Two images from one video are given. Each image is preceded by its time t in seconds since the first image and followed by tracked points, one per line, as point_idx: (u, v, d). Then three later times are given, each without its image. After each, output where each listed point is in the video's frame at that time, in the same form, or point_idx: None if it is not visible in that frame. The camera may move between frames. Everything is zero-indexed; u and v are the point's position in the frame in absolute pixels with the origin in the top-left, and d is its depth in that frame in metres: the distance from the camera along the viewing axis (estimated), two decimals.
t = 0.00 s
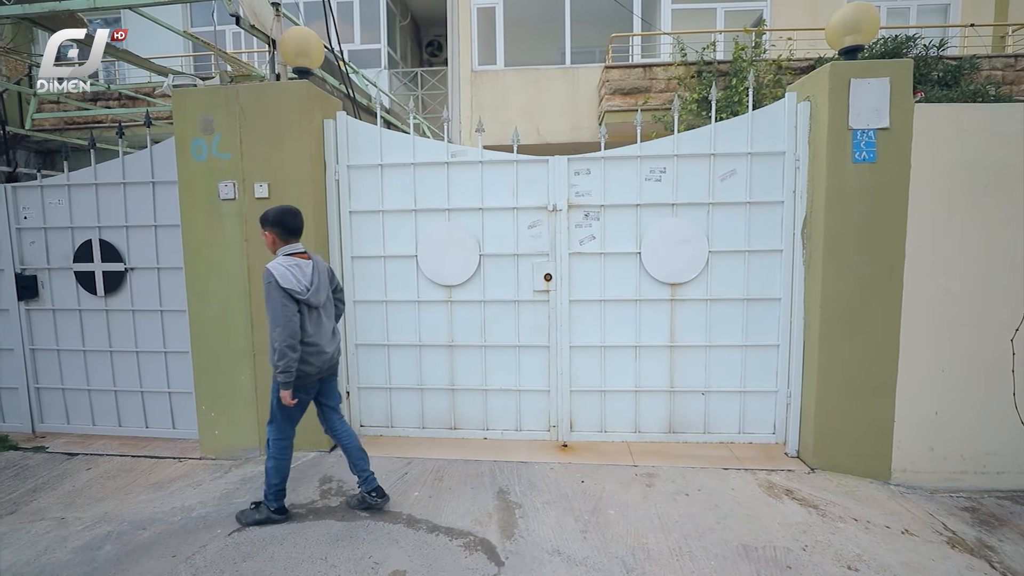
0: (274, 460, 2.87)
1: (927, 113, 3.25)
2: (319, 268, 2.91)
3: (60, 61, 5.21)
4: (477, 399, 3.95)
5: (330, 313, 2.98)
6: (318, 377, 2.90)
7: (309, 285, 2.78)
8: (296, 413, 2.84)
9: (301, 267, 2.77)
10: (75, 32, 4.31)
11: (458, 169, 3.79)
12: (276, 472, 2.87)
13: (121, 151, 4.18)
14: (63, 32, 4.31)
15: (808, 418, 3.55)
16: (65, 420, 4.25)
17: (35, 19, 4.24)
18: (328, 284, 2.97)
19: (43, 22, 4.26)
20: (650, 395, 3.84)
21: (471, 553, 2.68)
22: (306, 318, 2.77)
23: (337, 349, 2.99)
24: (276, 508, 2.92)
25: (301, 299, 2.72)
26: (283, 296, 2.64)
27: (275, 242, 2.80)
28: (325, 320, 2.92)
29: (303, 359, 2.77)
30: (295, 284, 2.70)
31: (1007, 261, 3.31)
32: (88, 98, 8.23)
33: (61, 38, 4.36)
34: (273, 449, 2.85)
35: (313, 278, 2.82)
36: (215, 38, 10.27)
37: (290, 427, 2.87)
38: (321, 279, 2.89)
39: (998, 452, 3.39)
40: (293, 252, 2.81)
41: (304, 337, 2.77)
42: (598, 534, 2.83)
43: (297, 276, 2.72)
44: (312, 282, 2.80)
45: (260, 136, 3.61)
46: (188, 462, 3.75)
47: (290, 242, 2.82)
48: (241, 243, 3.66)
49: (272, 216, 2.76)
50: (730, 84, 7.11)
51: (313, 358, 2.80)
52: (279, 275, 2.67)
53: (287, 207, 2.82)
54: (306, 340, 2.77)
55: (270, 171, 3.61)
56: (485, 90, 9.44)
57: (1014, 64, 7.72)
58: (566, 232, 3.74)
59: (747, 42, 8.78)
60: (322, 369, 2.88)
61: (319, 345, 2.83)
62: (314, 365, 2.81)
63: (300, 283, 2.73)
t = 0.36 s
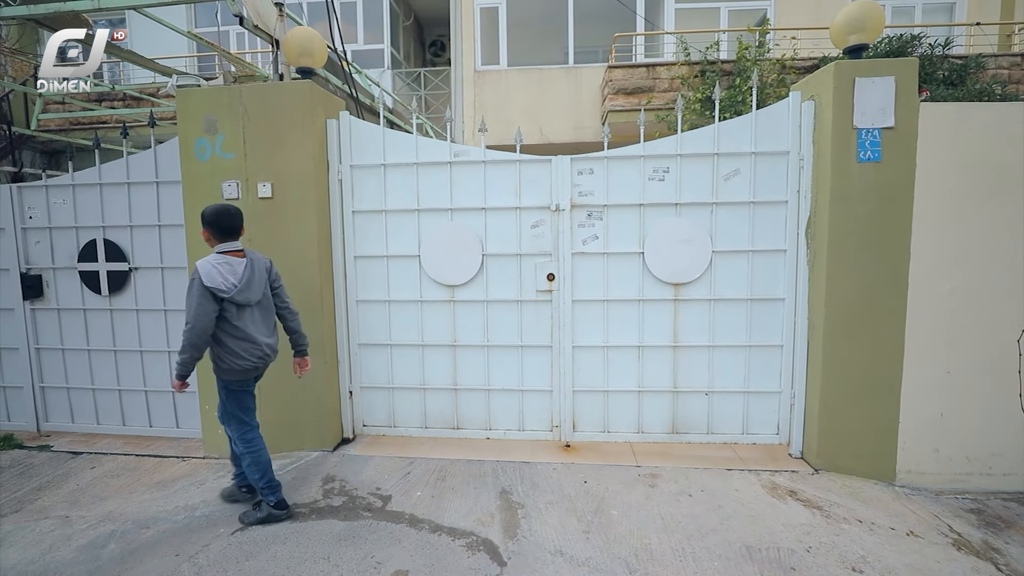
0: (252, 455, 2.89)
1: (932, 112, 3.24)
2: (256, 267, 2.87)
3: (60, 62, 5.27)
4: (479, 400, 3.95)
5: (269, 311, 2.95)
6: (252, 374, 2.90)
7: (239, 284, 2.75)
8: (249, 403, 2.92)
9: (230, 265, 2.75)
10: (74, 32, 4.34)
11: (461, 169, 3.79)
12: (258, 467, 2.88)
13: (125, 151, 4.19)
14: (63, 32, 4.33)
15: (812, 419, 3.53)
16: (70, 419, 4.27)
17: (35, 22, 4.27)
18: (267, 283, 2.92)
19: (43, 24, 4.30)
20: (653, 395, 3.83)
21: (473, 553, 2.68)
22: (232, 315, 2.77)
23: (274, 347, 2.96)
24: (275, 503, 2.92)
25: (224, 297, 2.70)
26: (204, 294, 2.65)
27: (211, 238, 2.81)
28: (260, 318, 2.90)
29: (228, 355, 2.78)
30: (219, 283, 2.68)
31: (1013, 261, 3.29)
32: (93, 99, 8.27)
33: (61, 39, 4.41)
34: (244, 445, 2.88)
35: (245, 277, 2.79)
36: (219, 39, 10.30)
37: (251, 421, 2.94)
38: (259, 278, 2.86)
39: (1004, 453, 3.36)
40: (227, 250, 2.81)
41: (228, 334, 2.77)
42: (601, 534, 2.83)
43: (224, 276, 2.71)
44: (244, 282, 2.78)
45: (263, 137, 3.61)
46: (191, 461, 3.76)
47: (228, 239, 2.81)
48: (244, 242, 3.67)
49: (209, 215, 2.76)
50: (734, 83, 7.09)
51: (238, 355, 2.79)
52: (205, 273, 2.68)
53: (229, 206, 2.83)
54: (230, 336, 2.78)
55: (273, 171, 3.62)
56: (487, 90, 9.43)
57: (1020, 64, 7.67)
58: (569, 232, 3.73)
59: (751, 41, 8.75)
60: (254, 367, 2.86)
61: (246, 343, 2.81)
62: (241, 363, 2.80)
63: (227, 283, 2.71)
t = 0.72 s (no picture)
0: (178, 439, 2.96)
1: (939, 110, 3.21)
2: (214, 274, 3.01)
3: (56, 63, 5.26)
4: (484, 400, 3.95)
5: (223, 317, 3.09)
6: (204, 377, 3.03)
7: (197, 291, 2.89)
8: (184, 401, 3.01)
9: (189, 272, 2.88)
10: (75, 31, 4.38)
11: (466, 169, 3.79)
12: (190, 447, 2.94)
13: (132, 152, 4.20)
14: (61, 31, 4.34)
15: (817, 419, 3.52)
16: (77, 417, 4.30)
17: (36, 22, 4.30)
18: (223, 290, 3.06)
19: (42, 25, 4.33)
20: (658, 395, 3.81)
21: (478, 553, 2.68)
22: (189, 321, 2.89)
23: (228, 352, 3.10)
24: (222, 474, 2.96)
25: (184, 303, 2.83)
26: (164, 299, 2.77)
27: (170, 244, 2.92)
28: (215, 323, 3.03)
29: (183, 358, 2.91)
30: (179, 289, 2.81)
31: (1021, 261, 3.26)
32: (100, 99, 8.32)
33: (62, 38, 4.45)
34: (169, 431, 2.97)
35: (204, 285, 2.93)
36: (224, 39, 10.34)
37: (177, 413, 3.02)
38: (216, 285, 3.00)
39: (1013, 455, 3.34)
40: (185, 257, 2.93)
41: (185, 338, 2.90)
42: (606, 534, 2.82)
43: (184, 282, 2.84)
44: (202, 289, 2.92)
45: (268, 137, 3.63)
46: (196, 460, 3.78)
47: (185, 247, 2.94)
48: (249, 242, 3.68)
49: (166, 224, 2.88)
50: (739, 83, 7.06)
51: (197, 357, 2.94)
52: (165, 279, 2.80)
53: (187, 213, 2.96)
54: (187, 340, 2.90)
55: (278, 171, 3.63)
56: (492, 90, 9.44)
57: None
58: (574, 232, 3.73)
59: (756, 41, 8.72)
60: (206, 370, 3.00)
61: (201, 347, 2.94)
62: (194, 366, 2.94)
63: (186, 289, 2.84)
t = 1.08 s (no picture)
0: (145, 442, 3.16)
1: (949, 109, 3.19)
2: (181, 275, 3.16)
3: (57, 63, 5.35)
4: (490, 400, 3.95)
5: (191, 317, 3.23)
6: (174, 375, 3.15)
7: (163, 292, 3.04)
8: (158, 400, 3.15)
9: (154, 275, 3.03)
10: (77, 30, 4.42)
11: (472, 168, 3.80)
12: (144, 455, 3.15)
13: (140, 152, 4.23)
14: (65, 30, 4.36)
15: (825, 420, 3.50)
16: (86, 415, 4.34)
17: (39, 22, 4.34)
18: (190, 292, 3.21)
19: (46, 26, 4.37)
20: (664, 395, 3.81)
21: (484, 552, 2.69)
22: (155, 321, 3.04)
23: (197, 351, 3.23)
24: (151, 488, 3.18)
25: (149, 305, 2.98)
26: (129, 301, 2.92)
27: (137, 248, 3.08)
28: (183, 323, 3.18)
29: (152, 357, 3.04)
30: (144, 292, 2.97)
31: None
32: (109, 100, 8.39)
33: (64, 37, 4.53)
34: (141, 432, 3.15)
35: (171, 286, 3.08)
36: (231, 40, 10.39)
37: (153, 413, 3.17)
38: (183, 286, 3.16)
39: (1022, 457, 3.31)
40: (152, 260, 3.08)
41: (152, 338, 3.04)
42: (612, 535, 2.82)
43: (149, 285, 2.99)
44: (168, 290, 3.07)
45: (276, 138, 3.64)
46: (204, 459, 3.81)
47: (153, 251, 3.09)
48: (256, 242, 3.69)
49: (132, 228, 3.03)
50: (745, 82, 7.03)
51: (162, 356, 3.06)
52: (130, 282, 2.95)
53: (154, 217, 3.10)
54: (152, 340, 3.03)
55: (285, 171, 3.65)
56: (497, 90, 9.45)
57: None
58: (580, 232, 3.73)
59: (762, 40, 8.69)
60: (176, 367, 3.12)
61: (169, 346, 3.08)
62: (163, 364, 3.06)
63: (151, 291, 3.00)
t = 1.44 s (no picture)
0: (148, 440, 3.20)
1: (961, 108, 3.16)
2: (162, 271, 3.21)
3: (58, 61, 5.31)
4: (497, 400, 3.96)
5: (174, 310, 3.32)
6: (164, 366, 3.25)
7: (143, 290, 3.10)
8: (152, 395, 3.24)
9: (133, 273, 3.08)
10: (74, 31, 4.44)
11: (479, 169, 3.80)
12: (151, 452, 3.19)
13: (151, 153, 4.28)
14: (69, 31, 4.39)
15: (833, 422, 3.48)
16: (98, 413, 4.39)
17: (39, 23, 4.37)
18: (172, 286, 3.27)
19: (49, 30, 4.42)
20: (671, 396, 3.80)
21: (491, 552, 2.70)
22: (138, 317, 3.12)
23: (183, 341, 3.33)
24: (163, 485, 3.23)
25: (129, 302, 3.05)
26: (110, 300, 2.99)
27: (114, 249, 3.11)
28: (167, 316, 3.26)
29: (139, 351, 3.12)
30: (124, 290, 3.03)
31: None
32: (120, 102, 8.47)
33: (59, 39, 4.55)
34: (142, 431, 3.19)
35: (151, 282, 3.14)
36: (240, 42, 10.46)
37: (150, 410, 3.24)
38: (165, 282, 3.22)
39: None
40: (131, 260, 3.12)
41: (136, 333, 3.12)
42: (618, 535, 2.82)
43: (129, 283, 3.05)
44: (149, 287, 3.13)
45: (284, 139, 3.67)
46: (214, 457, 3.85)
47: (132, 249, 3.14)
48: (265, 242, 3.72)
49: (111, 229, 3.06)
50: (753, 81, 6.98)
51: (148, 350, 3.14)
52: (110, 282, 3.01)
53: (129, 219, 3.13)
54: (133, 335, 3.11)
55: (294, 172, 3.68)
56: (504, 91, 9.46)
57: None
58: (586, 232, 3.73)
59: (771, 39, 8.63)
60: (163, 360, 3.20)
61: (154, 339, 3.16)
62: (149, 357, 3.14)
63: (131, 289, 3.06)
